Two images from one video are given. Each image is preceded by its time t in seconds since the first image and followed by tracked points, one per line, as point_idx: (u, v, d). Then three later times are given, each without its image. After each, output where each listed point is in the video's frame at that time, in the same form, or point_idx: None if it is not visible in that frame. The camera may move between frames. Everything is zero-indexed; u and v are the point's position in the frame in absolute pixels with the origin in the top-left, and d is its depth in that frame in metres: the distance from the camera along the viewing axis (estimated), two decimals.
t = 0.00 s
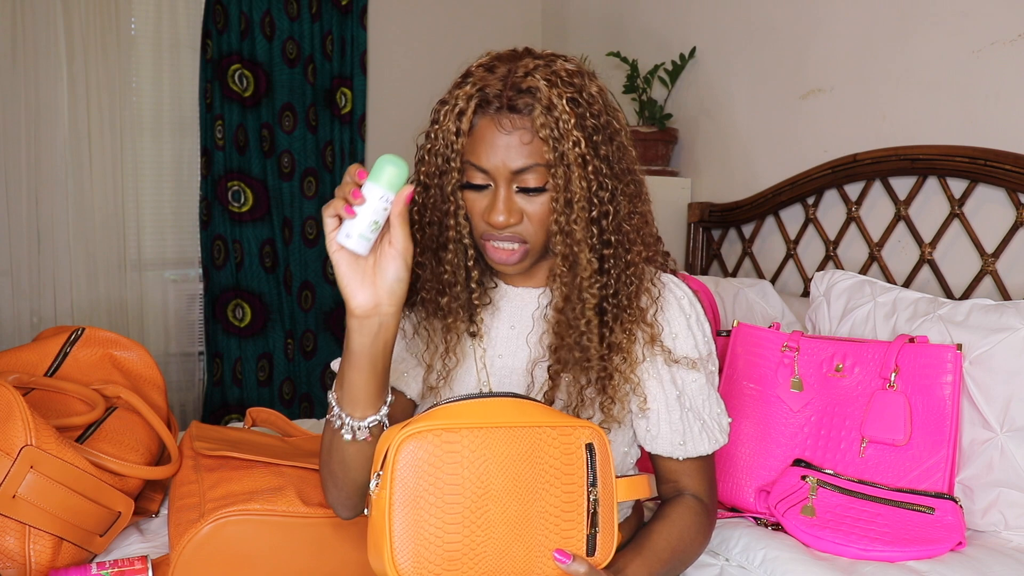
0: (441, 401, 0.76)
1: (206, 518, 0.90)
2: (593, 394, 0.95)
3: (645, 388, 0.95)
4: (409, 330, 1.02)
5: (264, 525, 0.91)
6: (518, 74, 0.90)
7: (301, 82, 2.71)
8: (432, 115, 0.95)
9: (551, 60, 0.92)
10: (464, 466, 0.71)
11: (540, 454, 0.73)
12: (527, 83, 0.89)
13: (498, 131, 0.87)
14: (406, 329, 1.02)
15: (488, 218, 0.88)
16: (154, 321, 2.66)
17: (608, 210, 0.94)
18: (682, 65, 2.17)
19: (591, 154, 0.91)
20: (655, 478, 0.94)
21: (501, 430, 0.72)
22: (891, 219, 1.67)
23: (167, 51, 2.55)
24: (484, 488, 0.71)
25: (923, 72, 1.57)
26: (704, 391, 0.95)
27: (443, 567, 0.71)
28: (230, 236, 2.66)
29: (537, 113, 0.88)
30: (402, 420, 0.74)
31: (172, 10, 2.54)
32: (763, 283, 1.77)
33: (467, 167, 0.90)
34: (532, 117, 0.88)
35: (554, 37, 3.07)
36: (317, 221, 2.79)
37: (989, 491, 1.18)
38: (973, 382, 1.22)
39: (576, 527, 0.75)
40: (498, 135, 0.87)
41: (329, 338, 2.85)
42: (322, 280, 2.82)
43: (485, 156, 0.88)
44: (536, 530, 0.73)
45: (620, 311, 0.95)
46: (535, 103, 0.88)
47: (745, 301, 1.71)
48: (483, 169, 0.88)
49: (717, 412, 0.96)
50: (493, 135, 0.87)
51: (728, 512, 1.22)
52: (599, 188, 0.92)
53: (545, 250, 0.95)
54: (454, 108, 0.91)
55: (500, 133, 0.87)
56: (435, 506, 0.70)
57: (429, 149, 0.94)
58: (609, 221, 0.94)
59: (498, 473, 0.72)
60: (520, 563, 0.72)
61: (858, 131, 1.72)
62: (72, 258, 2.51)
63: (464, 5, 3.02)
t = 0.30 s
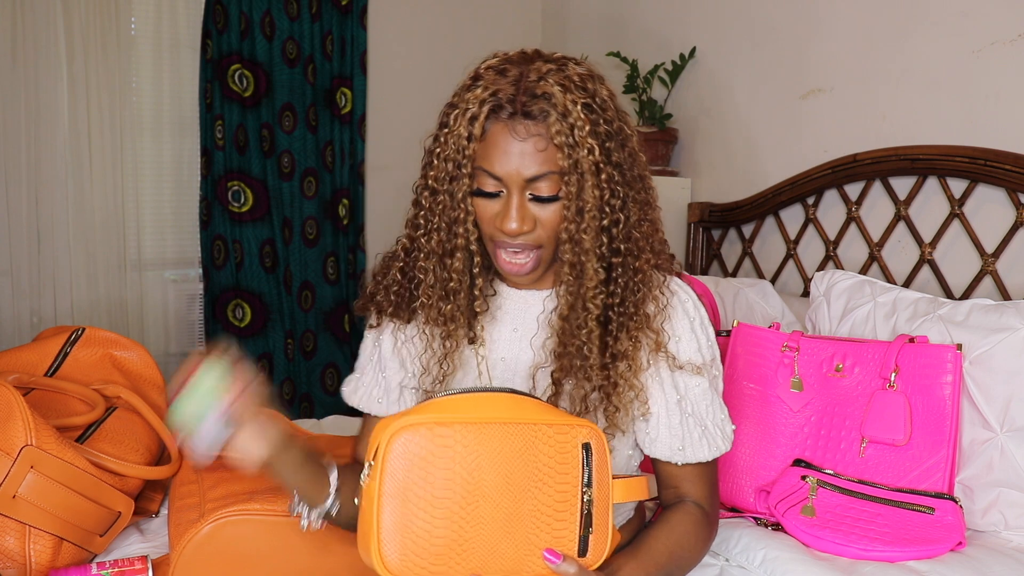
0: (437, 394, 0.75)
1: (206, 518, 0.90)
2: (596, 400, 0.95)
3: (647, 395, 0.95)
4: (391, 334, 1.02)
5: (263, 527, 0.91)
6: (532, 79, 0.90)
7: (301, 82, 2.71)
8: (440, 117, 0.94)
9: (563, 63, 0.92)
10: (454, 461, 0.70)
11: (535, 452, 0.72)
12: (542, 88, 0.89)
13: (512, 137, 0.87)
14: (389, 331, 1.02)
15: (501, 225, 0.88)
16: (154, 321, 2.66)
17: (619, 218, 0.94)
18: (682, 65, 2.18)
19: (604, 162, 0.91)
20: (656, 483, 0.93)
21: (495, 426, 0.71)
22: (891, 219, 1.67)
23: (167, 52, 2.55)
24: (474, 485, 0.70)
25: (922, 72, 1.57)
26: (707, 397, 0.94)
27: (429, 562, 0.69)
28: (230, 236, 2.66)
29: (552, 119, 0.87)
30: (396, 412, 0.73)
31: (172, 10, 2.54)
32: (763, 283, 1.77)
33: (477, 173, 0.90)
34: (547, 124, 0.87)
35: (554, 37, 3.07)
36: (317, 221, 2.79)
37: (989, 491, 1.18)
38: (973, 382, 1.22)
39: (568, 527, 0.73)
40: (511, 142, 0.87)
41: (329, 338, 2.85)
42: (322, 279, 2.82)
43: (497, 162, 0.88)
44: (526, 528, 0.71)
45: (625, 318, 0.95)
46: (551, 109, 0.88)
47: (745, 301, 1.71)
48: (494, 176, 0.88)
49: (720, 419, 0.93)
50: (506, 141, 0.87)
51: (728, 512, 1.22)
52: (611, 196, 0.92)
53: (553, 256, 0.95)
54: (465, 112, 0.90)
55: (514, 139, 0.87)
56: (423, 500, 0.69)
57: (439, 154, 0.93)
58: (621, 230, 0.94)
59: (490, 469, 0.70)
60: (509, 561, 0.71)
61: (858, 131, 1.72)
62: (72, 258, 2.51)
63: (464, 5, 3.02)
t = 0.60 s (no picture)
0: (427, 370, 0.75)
1: (206, 518, 0.92)
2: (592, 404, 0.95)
3: (639, 401, 0.94)
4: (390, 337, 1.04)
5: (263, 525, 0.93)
6: (543, 81, 0.89)
7: (301, 82, 2.71)
8: (448, 115, 0.94)
9: (573, 66, 0.91)
10: (432, 436, 0.70)
11: (516, 434, 0.71)
12: (552, 91, 0.89)
13: (521, 139, 0.87)
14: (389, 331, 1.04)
15: (506, 228, 0.88)
16: (154, 321, 2.66)
17: (625, 224, 0.94)
18: (682, 65, 2.18)
19: (613, 169, 0.91)
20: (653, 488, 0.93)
21: (476, 404, 0.71)
22: (891, 219, 1.67)
23: (167, 52, 2.55)
24: (452, 461, 0.69)
25: (923, 72, 1.57)
26: (703, 403, 0.93)
27: (402, 533, 0.69)
28: (230, 236, 2.66)
29: (562, 123, 0.87)
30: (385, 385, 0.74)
31: (172, 10, 2.54)
32: (763, 283, 1.77)
33: (483, 173, 0.90)
34: (557, 127, 0.87)
35: (554, 37, 3.07)
36: (317, 221, 2.79)
37: (989, 491, 1.18)
38: (973, 382, 1.22)
39: (545, 512, 0.71)
40: (518, 144, 0.87)
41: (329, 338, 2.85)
42: (322, 279, 2.82)
43: (504, 164, 0.88)
44: (501, 510, 0.70)
45: (625, 322, 0.94)
46: (561, 113, 0.87)
47: (745, 301, 1.71)
48: (500, 177, 0.88)
49: (718, 426, 0.93)
50: (513, 143, 0.87)
51: (728, 513, 1.22)
52: (618, 203, 0.93)
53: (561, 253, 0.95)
54: (475, 112, 0.90)
55: (523, 141, 0.87)
56: (399, 473, 0.69)
57: (447, 153, 0.93)
58: (627, 235, 0.94)
59: (468, 447, 0.70)
60: (482, 540, 0.70)
61: (858, 131, 1.72)
62: (72, 258, 2.51)
63: (464, 5, 3.02)
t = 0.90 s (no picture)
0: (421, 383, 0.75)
1: (206, 518, 0.90)
2: (584, 404, 0.94)
3: (634, 398, 0.94)
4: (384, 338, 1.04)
5: (263, 526, 0.91)
6: (526, 89, 0.88)
7: (301, 82, 2.71)
8: (432, 129, 0.93)
9: (553, 70, 0.91)
10: (422, 452, 0.70)
11: (506, 446, 0.70)
12: (536, 98, 0.88)
13: (507, 149, 0.86)
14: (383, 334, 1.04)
15: (498, 238, 0.87)
16: (154, 321, 2.66)
17: (615, 225, 0.93)
18: (682, 65, 2.17)
19: (601, 171, 0.90)
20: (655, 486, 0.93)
21: (466, 419, 0.70)
22: (891, 219, 1.67)
23: (167, 52, 2.55)
24: (444, 476, 0.70)
25: (923, 71, 1.57)
26: (698, 398, 0.94)
27: (397, 549, 0.70)
28: (230, 236, 2.66)
29: (548, 130, 0.86)
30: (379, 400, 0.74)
31: (172, 10, 2.54)
32: (763, 283, 1.77)
33: (472, 186, 0.89)
34: (544, 135, 0.86)
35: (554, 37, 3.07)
36: (317, 221, 2.79)
37: (989, 491, 1.18)
38: (973, 382, 1.22)
39: (539, 521, 0.71)
40: (504, 154, 0.86)
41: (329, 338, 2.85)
42: (322, 279, 2.82)
43: (491, 176, 0.86)
44: (494, 522, 0.70)
45: (620, 323, 0.94)
46: (546, 120, 0.87)
47: (745, 301, 1.71)
48: (490, 189, 0.87)
49: (714, 421, 0.93)
50: (499, 154, 0.86)
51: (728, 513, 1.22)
52: (608, 205, 0.92)
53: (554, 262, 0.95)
54: (459, 125, 0.88)
55: (510, 151, 0.86)
56: (391, 489, 0.69)
57: (435, 168, 0.92)
58: (619, 234, 0.94)
59: (459, 461, 0.70)
60: (477, 553, 0.70)
61: (858, 131, 1.72)
62: (72, 258, 2.52)
63: (464, 5, 3.02)
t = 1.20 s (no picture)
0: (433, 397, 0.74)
1: (206, 518, 0.90)
2: (589, 409, 0.95)
3: (636, 397, 0.94)
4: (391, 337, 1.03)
5: (263, 526, 0.91)
6: (519, 95, 0.87)
7: (301, 82, 2.71)
8: (427, 136, 0.92)
9: (547, 73, 0.89)
10: (425, 471, 0.68)
11: (510, 468, 0.68)
12: (529, 105, 0.86)
13: (503, 158, 0.85)
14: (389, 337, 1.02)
15: (497, 244, 0.87)
16: (154, 321, 2.66)
17: (611, 228, 0.93)
18: (682, 65, 2.17)
19: (596, 174, 0.89)
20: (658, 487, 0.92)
21: (470, 442, 0.68)
22: (891, 220, 1.67)
23: (167, 52, 2.55)
24: (446, 495, 0.68)
25: (923, 71, 1.57)
26: (702, 398, 0.93)
27: (396, 565, 0.69)
28: (230, 236, 2.66)
29: (542, 137, 0.85)
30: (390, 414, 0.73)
31: (172, 10, 2.54)
32: (763, 283, 1.77)
33: (470, 194, 0.89)
34: (538, 142, 0.85)
35: (554, 37, 3.07)
36: (317, 221, 2.79)
37: (989, 491, 1.18)
38: (973, 382, 1.22)
39: (540, 547, 0.69)
40: (500, 163, 0.85)
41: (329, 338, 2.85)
42: (322, 279, 2.82)
43: (488, 184, 0.86)
44: (494, 543, 0.68)
45: (620, 325, 0.94)
46: (540, 127, 0.85)
47: (745, 301, 1.71)
48: (487, 198, 0.87)
49: (717, 421, 0.93)
50: (495, 163, 0.85)
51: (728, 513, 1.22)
52: (604, 208, 0.91)
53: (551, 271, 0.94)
54: (453, 133, 0.88)
55: (505, 159, 0.85)
56: (393, 505, 0.69)
57: (430, 177, 0.91)
58: (612, 237, 0.93)
59: (461, 481, 0.68)
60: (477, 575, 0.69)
61: (858, 131, 1.72)
62: (72, 258, 2.52)
63: (464, 5, 3.02)
